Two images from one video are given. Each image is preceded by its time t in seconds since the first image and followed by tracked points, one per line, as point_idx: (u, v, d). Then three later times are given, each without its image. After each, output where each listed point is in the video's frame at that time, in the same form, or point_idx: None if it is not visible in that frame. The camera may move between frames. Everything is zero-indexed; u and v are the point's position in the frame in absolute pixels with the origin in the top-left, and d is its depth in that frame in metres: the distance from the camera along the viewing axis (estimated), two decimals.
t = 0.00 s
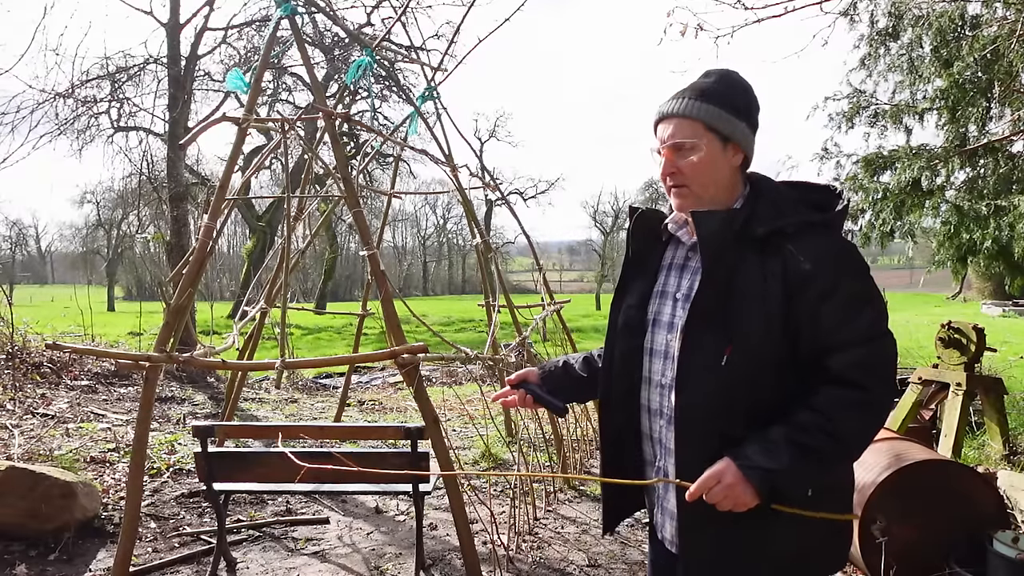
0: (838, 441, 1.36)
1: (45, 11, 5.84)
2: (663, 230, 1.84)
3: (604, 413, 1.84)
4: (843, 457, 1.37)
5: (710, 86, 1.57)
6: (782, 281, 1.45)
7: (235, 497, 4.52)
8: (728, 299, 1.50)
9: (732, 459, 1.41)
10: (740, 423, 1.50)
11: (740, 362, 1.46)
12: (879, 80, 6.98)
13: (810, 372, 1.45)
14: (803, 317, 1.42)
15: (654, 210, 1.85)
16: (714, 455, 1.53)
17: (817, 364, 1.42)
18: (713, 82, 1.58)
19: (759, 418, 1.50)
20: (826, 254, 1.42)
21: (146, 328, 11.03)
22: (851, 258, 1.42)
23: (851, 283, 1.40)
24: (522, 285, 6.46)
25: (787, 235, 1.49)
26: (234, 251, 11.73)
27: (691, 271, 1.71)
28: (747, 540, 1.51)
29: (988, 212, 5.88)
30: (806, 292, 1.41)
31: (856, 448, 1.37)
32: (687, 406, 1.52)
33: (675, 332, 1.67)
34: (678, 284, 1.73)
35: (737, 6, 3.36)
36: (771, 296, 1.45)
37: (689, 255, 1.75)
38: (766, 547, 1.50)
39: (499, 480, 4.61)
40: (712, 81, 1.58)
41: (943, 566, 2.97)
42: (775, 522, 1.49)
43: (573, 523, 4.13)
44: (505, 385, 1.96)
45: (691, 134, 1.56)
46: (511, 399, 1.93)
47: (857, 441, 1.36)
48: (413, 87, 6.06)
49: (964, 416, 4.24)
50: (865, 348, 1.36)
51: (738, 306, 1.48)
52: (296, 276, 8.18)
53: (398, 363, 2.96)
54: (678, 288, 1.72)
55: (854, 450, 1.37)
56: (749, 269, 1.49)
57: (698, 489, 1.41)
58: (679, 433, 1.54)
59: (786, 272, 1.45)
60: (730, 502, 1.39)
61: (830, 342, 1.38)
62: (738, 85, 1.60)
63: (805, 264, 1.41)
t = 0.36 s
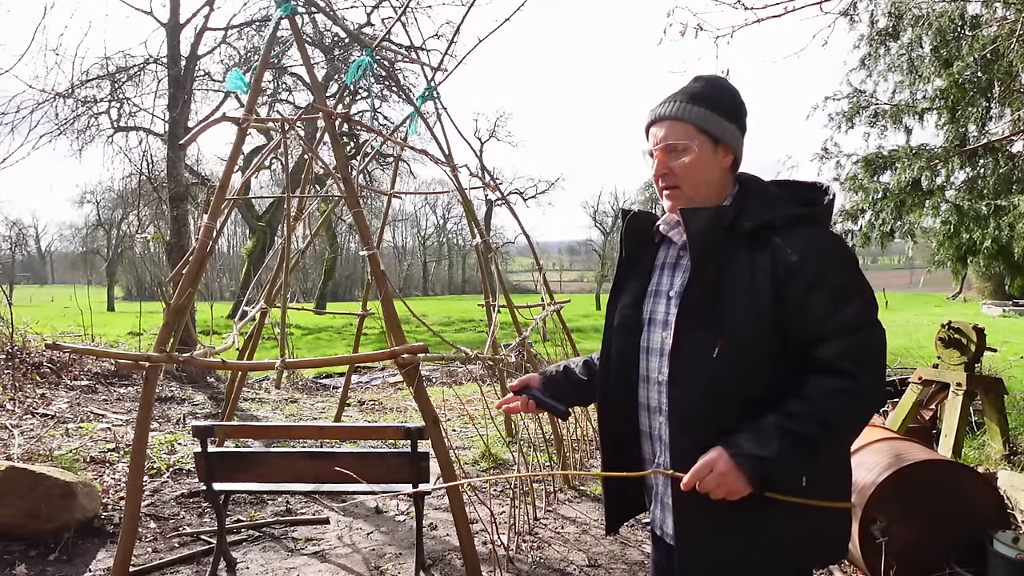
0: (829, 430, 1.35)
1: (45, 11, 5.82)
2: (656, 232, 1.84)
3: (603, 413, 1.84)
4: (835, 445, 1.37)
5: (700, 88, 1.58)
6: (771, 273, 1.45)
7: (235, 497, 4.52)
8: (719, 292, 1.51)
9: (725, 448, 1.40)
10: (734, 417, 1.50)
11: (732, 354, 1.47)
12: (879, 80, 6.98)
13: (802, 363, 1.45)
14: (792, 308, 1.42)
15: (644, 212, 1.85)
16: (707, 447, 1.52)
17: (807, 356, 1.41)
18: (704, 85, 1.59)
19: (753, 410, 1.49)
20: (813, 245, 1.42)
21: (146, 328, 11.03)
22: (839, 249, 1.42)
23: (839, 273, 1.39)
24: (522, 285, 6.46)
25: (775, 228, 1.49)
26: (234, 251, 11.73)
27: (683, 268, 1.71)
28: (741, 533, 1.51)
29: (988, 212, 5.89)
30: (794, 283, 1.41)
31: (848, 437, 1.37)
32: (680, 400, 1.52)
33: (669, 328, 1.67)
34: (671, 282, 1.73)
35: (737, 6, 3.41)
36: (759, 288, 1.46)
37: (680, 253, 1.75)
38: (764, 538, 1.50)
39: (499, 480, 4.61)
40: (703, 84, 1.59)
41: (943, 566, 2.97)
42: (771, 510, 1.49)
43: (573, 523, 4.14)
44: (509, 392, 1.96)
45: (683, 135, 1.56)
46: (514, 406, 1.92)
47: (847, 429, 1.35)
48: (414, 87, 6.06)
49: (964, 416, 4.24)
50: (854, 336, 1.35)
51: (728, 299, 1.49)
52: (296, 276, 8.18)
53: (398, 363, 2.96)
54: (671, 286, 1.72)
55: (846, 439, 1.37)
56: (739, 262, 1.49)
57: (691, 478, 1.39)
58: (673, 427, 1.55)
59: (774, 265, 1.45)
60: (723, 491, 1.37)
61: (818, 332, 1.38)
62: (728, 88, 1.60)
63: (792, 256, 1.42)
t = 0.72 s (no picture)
0: (836, 423, 1.35)
1: (44, 12, 5.82)
2: (655, 231, 1.85)
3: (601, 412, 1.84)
4: (839, 438, 1.37)
5: (703, 91, 1.59)
6: (775, 268, 1.45)
7: (235, 497, 4.52)
8: (724, 287, 1.51)
9: (735, 442, 1.41)
10: (739, 413, 1.50)
11: (737, 349, 1.47)
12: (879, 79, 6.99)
13: (806, 358, 1.45)
14: (796, 303, 1.42)
15: (643, 212, 1.85)
16: (713, 443, 1.53)
17: (812, 350, 1.42)
18: (706, 87, 1.60)
19: (757, 406, 1.49)
20: (817, 241, 1.42)
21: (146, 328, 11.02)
22: (841, 244, 1.43)
23: (843, 268, 1.40)
24: (522, 285, 6.46)
25: (778, 225, 1.50)
26: (234, 251, 11.74)
27: (684, 266, 1.71)
28: (745, 530, 1.51)
29: (988, 212, 5.91)
30: (799, 277, 1.41)
31: (853, 429, 1.37)
32: (687, 396, 1.52)
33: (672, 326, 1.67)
34: (672, 280, 1.72)
35: (736, 7, 3.34)
36: (765, 284, 1.46)
37: (681, 252, 1.75)
38: (768, 533, 1.51)
39: (499, 480, 4.61)
40: (706, 86, 1.60)
41: (943, 566, 2.98)
42: (775, 505, 1.49)
43: (573, 523, 4.14)
44: (495, 386, 1.98)
45: (692, 135, 1.56)
46: (499, 399, 1.94)
47: (854, 422, 1.36)
48: (413, 87, 6.07)
49: (964, 416, 4.24)
50: (858, 329, 1.35)
51: (732, 295, 1.49)
52: (296, 276, 8.18)
53: (398, 363, 2.96)
54: (672, 284, 1.72)
55: (850, 431, 1.37)
56: (744, 258, 1.50)
57: (705, 470, 1.41)
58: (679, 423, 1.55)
59: (779, 261, 1.45)
60: (735, 483, 1.38)
61: (823, 326, 1.38)
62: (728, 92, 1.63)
63: (797, 252, 1.42)
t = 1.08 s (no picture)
0: (839, 426, 1.35)
1: (44, 12, 5.82)
2: (655, 230, 1.85)
3: (600, 413, 1.84)
4: (842, 440, 1.37)
5: (706, 90, 1.59)
6: (778, 271, 1.45)
7: (235, 497, 4.52)
8: (726, 289, 1.51)
9: (738, 445, 1.41)
10: (739, 415, 1.50)
11: (740, 351, 1.47)
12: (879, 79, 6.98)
13: (807, 361, 1.45)
14: (799, 305, 1.42)
15: (642, 212, 1.84)
16: (715, 444, 1.53)
17: (814, 352, 1.42)
18: (710, 87, 1.60)
19: (757, 408, 1.50)
20: (820, 244, 1.43)
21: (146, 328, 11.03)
22: (844, 247, 1.43)
23: (846, 270, 1.40)
24: (522, 285, 6.46)
25: (781, 227, 1.50)
26: (234, 251, 11.75)
27: (684, 267, 1.72)
28: (745, 532, 1.51)
29: (988, 212, 5.91)
30: (803, 280, 1.41)
31: (855, 432, 1.37)
32: (689, 397, 1.52)
33: (672, 327, 1.67)
34: (673, 280, 1.72)
35: (736, 6, 3.38)
36: (767, 286, 1.46)
37: (681, 251, 1.75)
38: (768, 533, 1.50)
39: (499, 480, 4.61)
40: (709, 86, 1.60)
41: (943, 566, 2.98)
42: (776, 509, 1.50)
43: (573, 523, 4.14)
44: (493, 390, 1.95)
45: (699, 133, 1.56)
46: (497, 404, 1.92)
47: (858, 425, 1.36)
48: (414, 87, 6.08)
49: (964, 416, 4.24)
50: (861, 332, 1.35)
51: (735, 296, 1.49)
52: (296, 276, 8.18)
53: (398, 362, 2.96)
54: (672, 284, 1.71)
55: (852, 434, 1.37)
56: (747, 260, 1.49)
57: (709, 474, 1.40)
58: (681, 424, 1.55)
59: (781, 263, 1.46)
60: (739, 487, 1.38)
61: (825, 328, 1.38)
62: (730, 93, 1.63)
63: (800, 254, 1.43)
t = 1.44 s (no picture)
0: (831, 432, 1.35)
1: (43, 12, 5.81)
2: (656, 228, 1.84)
3: (600, 413, 1.84)
4: (835, 447, 1.37)
5: (703, 90, 1.57)
6: (772, 273, 1.45)
7: (235, 497, 4.52)
8: (719, 291, 1.51)
9: (728, 449, 1.42)
10: (732, 417, 1.50)
11: (733, 354, 1.47)
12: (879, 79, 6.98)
13: (803, 364, 1.45)
14: (793, 308, 1.42)
15: (643, 210, 1.84)
16: (703, 443, 1.53)
17: (809, 356, 1.42)
18: (707, 87, 1.58)
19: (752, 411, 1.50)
20: (815, 246, 1.42)
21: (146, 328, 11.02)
22: (843, 249, 1.42)
23: (842, 274, 1.39)
24: (522, 285, 6.47)
25: (778, 228, 1.49)
26: (234, 251, 11.76)
27: (683, 266, 1.72)
28: (737, 535, 1.52)
29: (988, 212, 5.90)
30: (797, 283, 1.41)
31: (849, 438, 1.37)
32: (682, 399, 1.52)
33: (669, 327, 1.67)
34: (672, 281, 1.73)
35: (737, 6, 3.28)
36: (761, 289, 1.46)
37: (680, 251, 1.75)
38: (759, 534, 1.50)
39: (499, 480, 4.61)
40: (707, 86, 1.57)
41: (943, 565, 2.98)
42: (769, 513, 1.50)
43: (573, 523, 4.14)
44: (500, 388, 1.94)
45: (672, 137, 1.57)
46: (504, 402, 1.90)
47: (851, 431, 1.35)
48: (414, 87, 6.08)
49: (964, 416, 4.24)
50: (857, 337, 1.34)
51: (729, 299, 1.49)
52: (296, 276, 8.19)
53: (398, 363, 2.96)
54: (671, 284, 1.72)
55: (846, 440, 1.37)
56: (741, 262, 1.50)
57: (698, 478, 1.40)
58: (673, 426, 1.55)
59: (776, 265, 1.45)
60: (727, 491, 1.39)
61: (820, 332, 1.38)
62: (735, 93, 1.59)
63: (795, 257, 1.42)
